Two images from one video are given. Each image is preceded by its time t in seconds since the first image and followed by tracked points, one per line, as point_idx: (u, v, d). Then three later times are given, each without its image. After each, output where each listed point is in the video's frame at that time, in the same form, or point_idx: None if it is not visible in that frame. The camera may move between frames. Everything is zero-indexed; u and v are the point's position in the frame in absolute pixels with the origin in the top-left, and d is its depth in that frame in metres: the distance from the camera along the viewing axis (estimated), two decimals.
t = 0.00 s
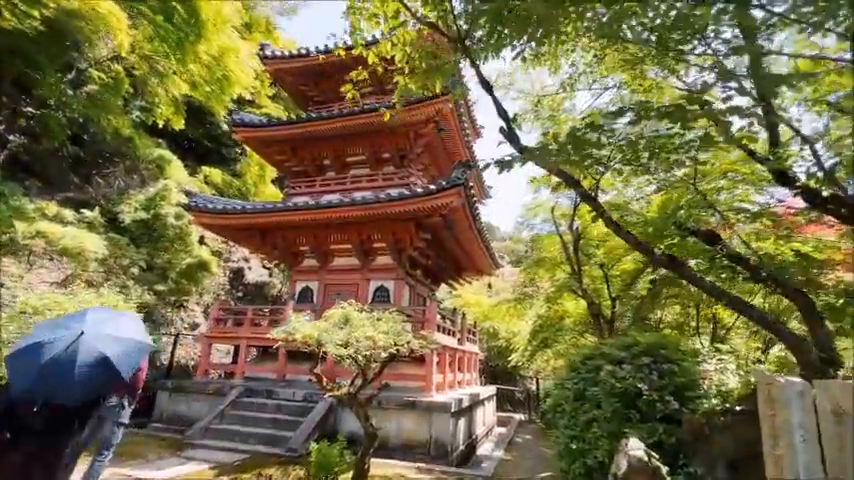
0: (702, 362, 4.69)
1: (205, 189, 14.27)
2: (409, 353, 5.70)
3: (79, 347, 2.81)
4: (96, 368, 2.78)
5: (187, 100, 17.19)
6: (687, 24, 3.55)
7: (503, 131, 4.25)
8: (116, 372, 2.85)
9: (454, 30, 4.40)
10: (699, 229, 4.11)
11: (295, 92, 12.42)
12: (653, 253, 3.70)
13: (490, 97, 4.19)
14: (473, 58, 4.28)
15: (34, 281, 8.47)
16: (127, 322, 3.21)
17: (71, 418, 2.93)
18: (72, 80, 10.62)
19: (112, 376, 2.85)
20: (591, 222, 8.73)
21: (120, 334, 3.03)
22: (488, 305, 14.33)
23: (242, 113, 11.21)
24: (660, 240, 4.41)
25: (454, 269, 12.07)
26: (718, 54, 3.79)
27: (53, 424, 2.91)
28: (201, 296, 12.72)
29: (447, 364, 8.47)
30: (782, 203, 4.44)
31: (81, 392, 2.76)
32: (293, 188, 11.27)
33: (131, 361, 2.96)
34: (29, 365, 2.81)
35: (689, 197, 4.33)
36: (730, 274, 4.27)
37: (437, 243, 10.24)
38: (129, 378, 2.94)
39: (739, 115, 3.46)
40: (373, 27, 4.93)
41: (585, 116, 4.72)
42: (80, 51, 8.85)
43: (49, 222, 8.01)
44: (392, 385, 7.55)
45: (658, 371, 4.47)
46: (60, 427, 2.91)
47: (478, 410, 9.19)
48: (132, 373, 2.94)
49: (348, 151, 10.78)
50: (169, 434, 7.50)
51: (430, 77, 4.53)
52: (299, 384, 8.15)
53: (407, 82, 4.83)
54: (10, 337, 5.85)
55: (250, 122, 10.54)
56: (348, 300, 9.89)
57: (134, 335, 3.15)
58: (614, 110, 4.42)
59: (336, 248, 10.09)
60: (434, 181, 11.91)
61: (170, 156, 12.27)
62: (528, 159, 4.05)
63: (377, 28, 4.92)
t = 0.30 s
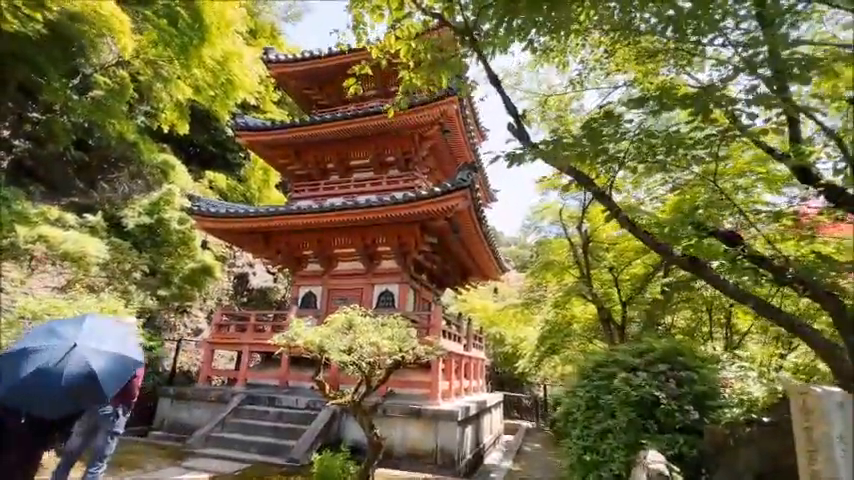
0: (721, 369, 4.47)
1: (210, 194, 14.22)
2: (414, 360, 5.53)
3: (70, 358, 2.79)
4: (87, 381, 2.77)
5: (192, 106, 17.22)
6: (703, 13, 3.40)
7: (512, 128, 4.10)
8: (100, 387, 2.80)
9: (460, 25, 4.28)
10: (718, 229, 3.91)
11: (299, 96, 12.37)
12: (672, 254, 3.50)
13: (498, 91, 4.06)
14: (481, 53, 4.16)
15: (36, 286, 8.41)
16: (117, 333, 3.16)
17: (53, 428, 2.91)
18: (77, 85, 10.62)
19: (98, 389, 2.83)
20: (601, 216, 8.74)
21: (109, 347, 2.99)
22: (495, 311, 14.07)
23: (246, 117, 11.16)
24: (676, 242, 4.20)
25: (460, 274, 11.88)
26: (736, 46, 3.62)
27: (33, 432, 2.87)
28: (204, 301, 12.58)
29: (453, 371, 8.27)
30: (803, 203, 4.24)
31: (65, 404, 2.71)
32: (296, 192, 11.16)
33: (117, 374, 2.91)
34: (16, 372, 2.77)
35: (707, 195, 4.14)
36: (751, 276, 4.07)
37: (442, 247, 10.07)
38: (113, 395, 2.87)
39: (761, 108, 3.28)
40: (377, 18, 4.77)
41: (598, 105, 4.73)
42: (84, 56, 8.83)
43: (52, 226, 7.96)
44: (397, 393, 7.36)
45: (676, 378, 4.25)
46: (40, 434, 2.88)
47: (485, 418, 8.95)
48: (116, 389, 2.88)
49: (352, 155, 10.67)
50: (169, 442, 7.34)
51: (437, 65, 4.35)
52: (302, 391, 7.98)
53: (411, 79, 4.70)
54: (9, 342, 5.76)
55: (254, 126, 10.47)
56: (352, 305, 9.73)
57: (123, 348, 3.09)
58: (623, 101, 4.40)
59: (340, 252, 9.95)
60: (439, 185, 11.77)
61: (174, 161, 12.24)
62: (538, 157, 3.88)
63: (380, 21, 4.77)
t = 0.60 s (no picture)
0: (746, 379, 4.25)
1: (217, 201, 14.23)
2: (421, 368, 5.35)
3: (47, 369, 3.16)
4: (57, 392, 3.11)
5: (200, 114, 17.35)
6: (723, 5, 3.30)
7: (522, 127, 3.95)
8: (72, 397, 3.14)
9: (468, 21, 4.18)
10: (741, 231, 3.72)
11: (305, 102, 12.35)
12: (696, 256, 3.29)
13: (509, 88, 3.94)
14: (493, 48, 4.07)
15: (41, 294, 8.39)
16: (102, 343, 3.51)
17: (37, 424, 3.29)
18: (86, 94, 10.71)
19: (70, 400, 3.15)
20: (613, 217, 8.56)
21: (88, 358, 3.32)
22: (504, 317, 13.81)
23: (253, 124, 11.15)
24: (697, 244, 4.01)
25: (467, 280, 11.70)
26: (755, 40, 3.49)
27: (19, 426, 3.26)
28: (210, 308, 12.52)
29: (462, 379, 8.06)
30: (831, 203, 4.03)
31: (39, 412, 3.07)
32: (302, 198, 11.08)
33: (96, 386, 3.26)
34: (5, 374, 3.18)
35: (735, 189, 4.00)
36: (778, 280, 3.86)
37: (450, 253, 9.91)
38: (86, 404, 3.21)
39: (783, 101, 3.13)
40: (381, 16, 4.69)
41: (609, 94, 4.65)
42: (92, 65, 8.89)
43: (57, 235, 7.94)
44: (404, 403, 7.15)
45: (698, 389, 4.01)
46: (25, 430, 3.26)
47: (494, 429, 8.70)
48: (89, 399, 3.21)
49: (358, 160, 10.58)
50: (172, 453, 7.19)
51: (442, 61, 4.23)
52: (307, 400, 7.82)
53: (418, 76, 4.59)
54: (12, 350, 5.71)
55: (259, 133, 10.44)
56: (358, 312, 9.57)
57: (103, 359, 3.41)
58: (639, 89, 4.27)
59: (345, 259, 9.81)
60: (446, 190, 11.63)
61: (181, 169, 12.31)
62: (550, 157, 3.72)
63: (385, 19, 4.69)
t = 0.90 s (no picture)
0: (778, 393, 4.00)
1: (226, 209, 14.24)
2: (430, 379, 5.16)
3: (19, 371, 3.05)
4: (29, 397, 2.98)
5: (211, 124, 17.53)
6: None
7: (535, 127, 3.78)
8: (47, 402, 3.00)
9: (477, 18, 4.05)
10: (771, 234, 3.49)
11: (313, 110, 12.35)
12: (723, 260, 3.03)
13: (519, 85, 3.79)
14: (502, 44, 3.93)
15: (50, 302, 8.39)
16: (85, 349, 3.46)
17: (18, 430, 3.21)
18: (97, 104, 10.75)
19: (42, 406, 3.01)
20: (626, 222, 8.34)
21: (63, 362, 3.22)
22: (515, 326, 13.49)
23: (261, 132, 11.16)
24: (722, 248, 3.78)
25: (477, 288, 11.48)
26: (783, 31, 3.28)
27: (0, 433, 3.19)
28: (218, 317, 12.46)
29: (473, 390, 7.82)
30: None
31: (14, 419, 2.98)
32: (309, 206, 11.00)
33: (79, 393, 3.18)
34: None
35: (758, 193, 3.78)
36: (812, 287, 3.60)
37: (459, 260, 9.72)
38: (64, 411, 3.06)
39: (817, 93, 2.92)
40: (388, 14, 4.57)
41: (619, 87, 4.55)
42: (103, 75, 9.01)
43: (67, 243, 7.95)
44: (413, 415, 6.93)
45: (727, 404, 3.80)
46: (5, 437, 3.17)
47: (506, 442, 8.41)
48: (67, 405, 3.07)
49: (366, 167, 10.50)
50: (177, 465, 7.04)
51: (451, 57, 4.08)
52: (314, 411, 7.65)
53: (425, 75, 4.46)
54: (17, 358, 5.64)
55: (267, 140, 10.43)
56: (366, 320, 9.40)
57: (84, 363, 3.33)
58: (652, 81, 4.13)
59: (353, 266, 9.68)
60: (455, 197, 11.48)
61: (191, 177, 12.36)
62: (564, 155, 3.53)
63: (391, 18, 4.58)
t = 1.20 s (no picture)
0: (818, 410, 3.70)
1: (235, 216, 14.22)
2: (440, 391, 4.93)
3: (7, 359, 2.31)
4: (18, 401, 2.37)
5: (222, 132, 17.63)
6: None
7: (549, 123, 3.56)
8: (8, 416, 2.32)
9: (487, 13, 3.90)
10: (812, 238, 3.21)
11: (322, 116, 12.29)
12: (762, 263, 2.77)
13: (535, 75, 3.59)
14: (514, 35, 3.79)
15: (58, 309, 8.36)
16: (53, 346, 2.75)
17: None
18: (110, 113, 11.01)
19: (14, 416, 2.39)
20: (643, 226, 8.04)
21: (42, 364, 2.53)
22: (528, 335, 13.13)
23: (270, 138, 11.08)
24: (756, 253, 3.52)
25: (489, 296, 11.20)
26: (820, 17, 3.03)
27: None
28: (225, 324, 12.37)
29: (485, 402, 7.52)
30: None
31: None
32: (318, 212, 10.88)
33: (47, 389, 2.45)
34: None
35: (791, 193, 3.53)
36: None
37: (470, 267, 9.47)
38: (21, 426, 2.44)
39: None
40: (394, 9, 4.43)
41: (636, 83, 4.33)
42: (116, 83, 9.21)
43: (73, 249, 7.90)
44: (423, 427, 6.67)
45: (762, 420, 3.51)
46: None
47: (520, 456, 8.09)
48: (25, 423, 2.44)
49: (375, 172, 10.35)
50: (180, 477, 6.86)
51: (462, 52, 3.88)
52: (320, 422, 7.44)
53: (435, 70, 4.31)
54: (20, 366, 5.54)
55: (276, 146, 10.35)
56: (375, 329, 9.18)
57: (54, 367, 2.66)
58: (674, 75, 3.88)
59: (362, 273, 9.49)
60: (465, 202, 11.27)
61: (201, 184, 12.37)
62: (582, 152, 3.30)
63: (397, 13, 4.44)
